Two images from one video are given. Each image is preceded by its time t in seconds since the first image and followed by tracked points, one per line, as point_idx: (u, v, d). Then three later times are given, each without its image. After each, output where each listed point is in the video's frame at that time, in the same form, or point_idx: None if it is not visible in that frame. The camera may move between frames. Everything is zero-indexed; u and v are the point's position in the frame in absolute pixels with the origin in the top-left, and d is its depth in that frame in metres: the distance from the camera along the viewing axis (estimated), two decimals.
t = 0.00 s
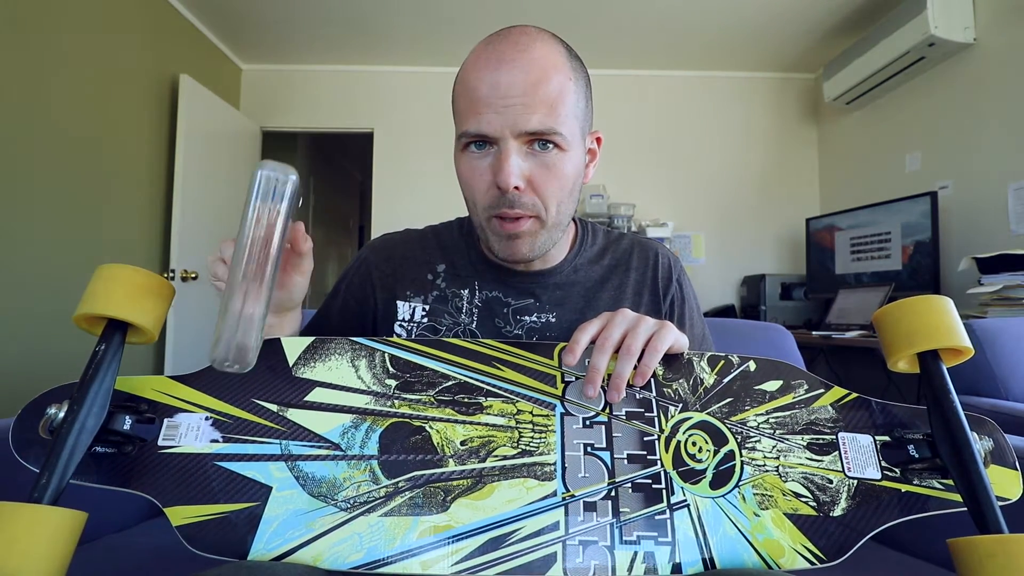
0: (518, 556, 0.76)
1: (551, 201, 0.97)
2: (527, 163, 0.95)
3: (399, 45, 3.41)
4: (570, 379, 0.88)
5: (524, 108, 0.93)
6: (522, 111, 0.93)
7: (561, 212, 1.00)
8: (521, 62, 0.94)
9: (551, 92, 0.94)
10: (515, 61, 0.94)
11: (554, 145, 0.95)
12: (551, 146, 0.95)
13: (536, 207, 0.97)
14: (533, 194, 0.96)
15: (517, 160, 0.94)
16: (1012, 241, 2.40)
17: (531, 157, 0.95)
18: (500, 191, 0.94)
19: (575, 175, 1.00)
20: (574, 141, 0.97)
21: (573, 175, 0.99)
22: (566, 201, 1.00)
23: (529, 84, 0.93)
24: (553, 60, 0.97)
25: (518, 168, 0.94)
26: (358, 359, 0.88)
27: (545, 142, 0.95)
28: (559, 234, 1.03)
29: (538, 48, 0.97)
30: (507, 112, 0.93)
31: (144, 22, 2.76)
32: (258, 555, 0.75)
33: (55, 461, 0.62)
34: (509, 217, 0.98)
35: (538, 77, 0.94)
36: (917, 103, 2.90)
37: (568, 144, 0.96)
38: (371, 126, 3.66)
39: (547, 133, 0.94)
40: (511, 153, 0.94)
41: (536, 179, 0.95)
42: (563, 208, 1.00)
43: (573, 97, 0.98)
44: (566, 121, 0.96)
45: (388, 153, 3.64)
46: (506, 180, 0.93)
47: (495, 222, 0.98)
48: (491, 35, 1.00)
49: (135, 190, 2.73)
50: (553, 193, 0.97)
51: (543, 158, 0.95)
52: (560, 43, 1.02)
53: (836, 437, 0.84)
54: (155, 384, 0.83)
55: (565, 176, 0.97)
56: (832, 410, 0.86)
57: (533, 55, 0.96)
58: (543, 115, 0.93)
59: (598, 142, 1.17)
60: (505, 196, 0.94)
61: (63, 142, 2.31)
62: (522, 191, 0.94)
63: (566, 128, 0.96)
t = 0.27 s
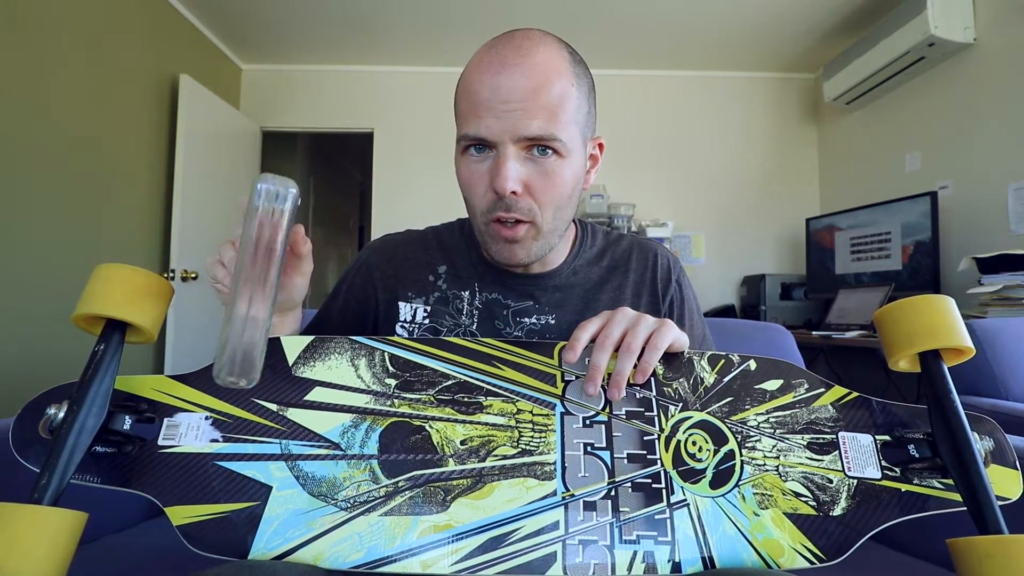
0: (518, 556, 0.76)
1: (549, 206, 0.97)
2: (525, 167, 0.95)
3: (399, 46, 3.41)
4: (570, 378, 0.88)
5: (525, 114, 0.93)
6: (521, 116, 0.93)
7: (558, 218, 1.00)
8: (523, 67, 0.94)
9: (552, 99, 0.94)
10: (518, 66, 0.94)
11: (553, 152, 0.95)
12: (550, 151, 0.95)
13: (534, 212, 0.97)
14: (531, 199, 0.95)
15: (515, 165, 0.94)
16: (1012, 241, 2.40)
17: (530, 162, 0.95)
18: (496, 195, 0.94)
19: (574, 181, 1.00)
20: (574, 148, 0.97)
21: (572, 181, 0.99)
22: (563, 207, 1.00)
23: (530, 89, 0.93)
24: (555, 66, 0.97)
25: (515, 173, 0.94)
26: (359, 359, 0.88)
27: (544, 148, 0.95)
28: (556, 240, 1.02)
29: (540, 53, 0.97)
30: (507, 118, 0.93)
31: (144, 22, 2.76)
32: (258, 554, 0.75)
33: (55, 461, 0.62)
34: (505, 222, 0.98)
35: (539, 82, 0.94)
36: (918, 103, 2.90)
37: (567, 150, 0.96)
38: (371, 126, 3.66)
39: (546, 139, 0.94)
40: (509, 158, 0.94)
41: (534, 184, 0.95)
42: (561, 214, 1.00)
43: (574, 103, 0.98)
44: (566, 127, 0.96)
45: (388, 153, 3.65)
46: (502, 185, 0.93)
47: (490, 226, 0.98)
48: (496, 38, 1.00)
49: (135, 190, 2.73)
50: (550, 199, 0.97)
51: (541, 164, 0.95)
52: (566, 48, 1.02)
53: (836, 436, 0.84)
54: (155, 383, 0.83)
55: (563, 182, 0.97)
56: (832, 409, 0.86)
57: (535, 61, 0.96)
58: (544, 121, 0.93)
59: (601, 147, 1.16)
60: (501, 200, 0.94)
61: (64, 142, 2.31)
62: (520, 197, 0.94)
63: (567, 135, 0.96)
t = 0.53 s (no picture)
0: (517, 555, 0.76)
1: (536, 209, 0.97)
2: (518, 167, 0.95)
3: (399, 46, 3.41)
4: (569, 378, 0.88)
5: (526, 113, 0.93)
6: (522, 115, 0.93)
7: (548, 222, 0.99)
8: (531, 67, 0.95)
9: (557, 102, 0.95)
10: (527, 67, 0.95)
11: (550, 155, 0.95)
12: (547, 155, 0.95)
13: (520, 213, 0.97)
14: (518, 199, 0.95)
15: (509, 163, 0.94)
16: (1012, 241, 2.41)
17: (525, 162, 0.95)
18: (487, 192, 0.94)
19: (570, 188, 0.99)
20: (573, 155, 0.97)
21: (567, 188, 0.99)
22: (554, 214, 0.99)
23: (535, 90, 0.94)
24: (567, 71, 0.98)
25: (506, 171, 0.93)
26: (359, 358, 0.89)
27: (541, 150, 0.95)
28: (542, 245, 1.02)
29: (554, 56, 0.97)
30: (508, 115, 0.93)
31: (144, 22, 2.76)
32: (258, 553, 0.76)
33: (56, 458, 0.62)
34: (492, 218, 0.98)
35: (546, 85, 0.94)
36: (917, 103, 2.90)
37: (565, 156, 0.96)
38: (371, 126, 3.66)
39: (544, 141, 0.94)
40: (504, 155, 0.94)
41: (526, 185, 0.95)
42: (552, 219, 1.00)
43: (581, 109, 0.98)
44: (567, 133, 0.96)
45: (388, 153, 3.64)
46: (494, 181, 0.93)
47: (479, 220, 0.98)
48: (512, 37, 1.01)
49: (135, 190, 2.74)
50: (542, 202, 0.96)
51: (535, 165, 0.95)
52: (581, 55, 1.02)
53: (835, 437, 0.85)
54: (156, 381, 0.84)
55: (556, 186, 0.97)
56: (831, 410, 0.87)
57: (546, 63, 0.96)
58: (544, 122, 0.93)
59: (609, 161, 1.15)
60: (492, 197, 0.94)
61: (63, 141, 2.31)
62: (507, 195, 0.94)
63: (566, 140, 0.96)
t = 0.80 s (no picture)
0: (518, 556, 0.76)
1: (547, 208, 0.97)
2: (528, 167, 0.94)
3: (399, 46, 3.41)
4: (569, 379, 0.88)
5: (535, 113, 0.93)
6: (532, 115, 0.93)
7: (557, 221, 1.00)
8: (539, 66, 0.94)
9: (565, 101, 0.94)
10: (534, 66, 0.94)
11: (559, 154, 0.95)
12: (556, 154, 0.95)
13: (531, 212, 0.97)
14: (529, 199, 0.95)
15: (518, 163, 0.94)
16: (1012, 241, 2.40)
17: (533, 162, 0.95)
18: (496, 191, 0.94)
19: (578, 186, 0.99)
20: (581, 153, 0.97)
21: (575, 186, 0.99)
22: (565, 211, 1.00)
23: (543, 90, 0.93)
24: (573, 68, 0.97)
25: (517, 171, 0.93)
26: (359, 359, 0.88)
27: (549, 149, 0.95)
28: (551, 243, 1.02)
29: (560, 54, 0.96)
30: (517, 115, 0.92)
31: (144, 22, 2.76)
32: (258, 555, 0.75)
33: (54, 461, 0.62)
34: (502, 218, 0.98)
35: (553, 83, 0.94)
36: (917, 103, 2.90)
37: (574, 155, 0.96)
38: (371, 126, 3.66)
39: (553, 141, 0.94)
40: (513, 155, 0.94)
41: (535, 184, 0.95)
42: (561, 217, 1.00)
43: (587, 106, 0.98)
44: (575, 132, 0.96)
45: (388, 153, 3.64)
46: (503, 181, 0.93)
47: (487, 220, 0.98)
48: (518, 35, 1.00)
49: (135, 190, 2.73)
50: (551, 200, 0.96)
51: (545, 165, 0.95)
52: (585, 53, 1.02)
53: (837, 437, 0.84)
54: (155, 383, 0.83)
55: (565, 184, 0.96)
56: (833, 410, 0.86)
57: (554, 62, 0.96)
58: (552, 122, 0.93)
59: (610, 157, 1.16)
60: (501, 196, 0.94)
61: (63, 142, 2.30)
62: (518, 195, 0.94)
63: (575, 138, 0.95)
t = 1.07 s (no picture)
0: (519, 556, 0.76)
1: (555, 198, 0.97)
2: (534, 157, 0.95)
3: (399, 46, 3.41)
4: (570, 378, 0.88)
5: (539, 104, 0.93)
6: (536, 107, 0.93)
7: (563, 211, 0.99)
8: (541, 59, 0.95)
9: (567, 92, 0.95)
10: (536, 59, 0.95)
11: (564, 144, 0.96)
12: (561, 145, 0.96)
13: (539, 202, 0.97)
14: (537, 189, 0.95)
15: (524, 154, 0.94)
16: (1012, 241, 2.40)
17: (539, 153, 0.95)
18: (503, 182, 0.95)
19: (582, 178, 1.00)
20: (584, 143, 0.98)
21: (580, 177, 0.99)
22: (570, 201, 0.99)
23: (546, 81, 0.94)
24: (575, 62, 0.98)
25: (524, 162, 0.94)
26: (359, 358, 0.88)
27: (554, 140, 0.95)
28: (558, 234, 1.02)
29: (561, 48, 0.97)
30: (521, 107, 0.93)
31: (144, 22, 2.76)
32: (258, 554, 0.75)
33: (54, 461, 0.62)
34: (509, 209, 0.97)
35: (556, 75, 0.95)
36: (918, 103, 2.90)
37: (578, 145, 0.97)
38: (371, 126, 3.66)
39: (558, 131, 0.94)
40: (520, 146, 0.94)
41: (542, 174, 0.95)
42: (567, 207, 1.00)
43: (589, 99, 0.99)
44: (579, 122, 0.96)
45: (388, 152, 3.64)
46: (511, 171, 0.93)
47: (493, 212, 0.98)
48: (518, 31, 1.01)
49: (135, 190, 2.73)
50: (558, 191, 0.96)
51: (550, 155, 0.96)
52: (581, 48, 1.02)
53: (837, 436, 0.84)
54: (154, 383, 0.83)
55: (570, 174, 0.97)
56: (833, 409, 0.86)
57: (556, 55, 0.97)
58: (556, 112, 0.94)
59: (609, 150, 1.16)
60: (509, 187, 0.94)
61: (63, 142, 2.30)
62: (526, 185, 0.94)
63: (578, 129, 0.96)
